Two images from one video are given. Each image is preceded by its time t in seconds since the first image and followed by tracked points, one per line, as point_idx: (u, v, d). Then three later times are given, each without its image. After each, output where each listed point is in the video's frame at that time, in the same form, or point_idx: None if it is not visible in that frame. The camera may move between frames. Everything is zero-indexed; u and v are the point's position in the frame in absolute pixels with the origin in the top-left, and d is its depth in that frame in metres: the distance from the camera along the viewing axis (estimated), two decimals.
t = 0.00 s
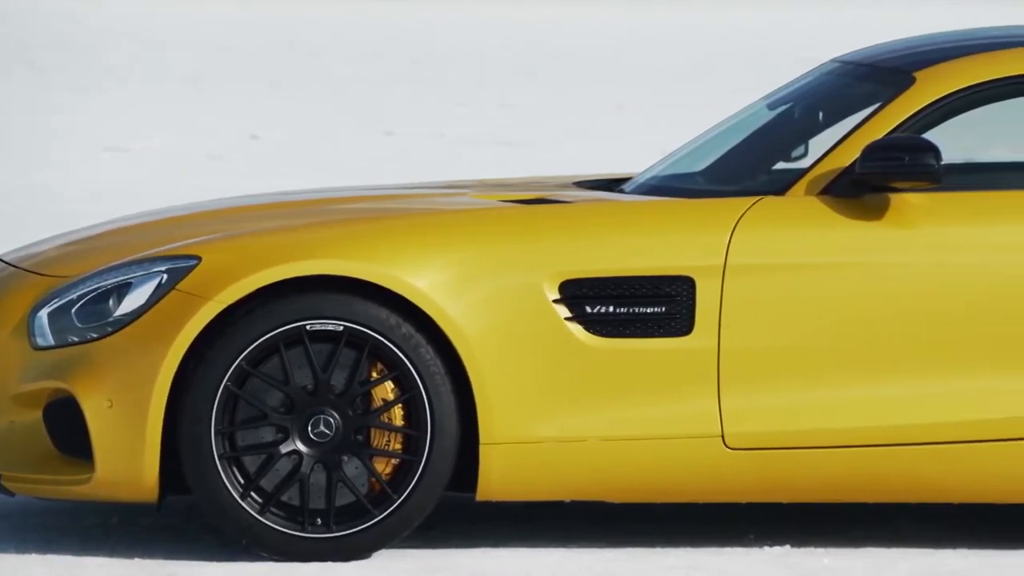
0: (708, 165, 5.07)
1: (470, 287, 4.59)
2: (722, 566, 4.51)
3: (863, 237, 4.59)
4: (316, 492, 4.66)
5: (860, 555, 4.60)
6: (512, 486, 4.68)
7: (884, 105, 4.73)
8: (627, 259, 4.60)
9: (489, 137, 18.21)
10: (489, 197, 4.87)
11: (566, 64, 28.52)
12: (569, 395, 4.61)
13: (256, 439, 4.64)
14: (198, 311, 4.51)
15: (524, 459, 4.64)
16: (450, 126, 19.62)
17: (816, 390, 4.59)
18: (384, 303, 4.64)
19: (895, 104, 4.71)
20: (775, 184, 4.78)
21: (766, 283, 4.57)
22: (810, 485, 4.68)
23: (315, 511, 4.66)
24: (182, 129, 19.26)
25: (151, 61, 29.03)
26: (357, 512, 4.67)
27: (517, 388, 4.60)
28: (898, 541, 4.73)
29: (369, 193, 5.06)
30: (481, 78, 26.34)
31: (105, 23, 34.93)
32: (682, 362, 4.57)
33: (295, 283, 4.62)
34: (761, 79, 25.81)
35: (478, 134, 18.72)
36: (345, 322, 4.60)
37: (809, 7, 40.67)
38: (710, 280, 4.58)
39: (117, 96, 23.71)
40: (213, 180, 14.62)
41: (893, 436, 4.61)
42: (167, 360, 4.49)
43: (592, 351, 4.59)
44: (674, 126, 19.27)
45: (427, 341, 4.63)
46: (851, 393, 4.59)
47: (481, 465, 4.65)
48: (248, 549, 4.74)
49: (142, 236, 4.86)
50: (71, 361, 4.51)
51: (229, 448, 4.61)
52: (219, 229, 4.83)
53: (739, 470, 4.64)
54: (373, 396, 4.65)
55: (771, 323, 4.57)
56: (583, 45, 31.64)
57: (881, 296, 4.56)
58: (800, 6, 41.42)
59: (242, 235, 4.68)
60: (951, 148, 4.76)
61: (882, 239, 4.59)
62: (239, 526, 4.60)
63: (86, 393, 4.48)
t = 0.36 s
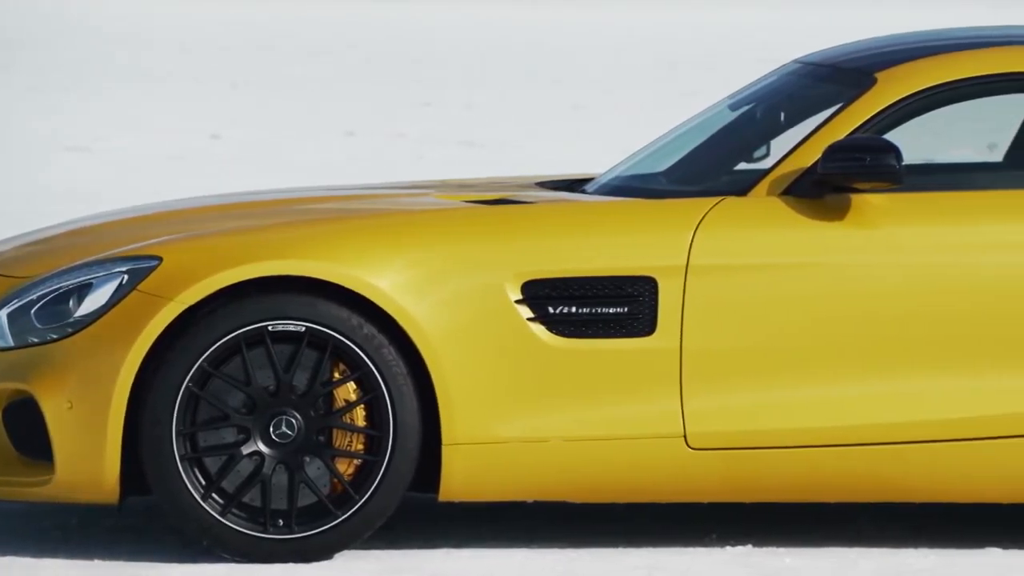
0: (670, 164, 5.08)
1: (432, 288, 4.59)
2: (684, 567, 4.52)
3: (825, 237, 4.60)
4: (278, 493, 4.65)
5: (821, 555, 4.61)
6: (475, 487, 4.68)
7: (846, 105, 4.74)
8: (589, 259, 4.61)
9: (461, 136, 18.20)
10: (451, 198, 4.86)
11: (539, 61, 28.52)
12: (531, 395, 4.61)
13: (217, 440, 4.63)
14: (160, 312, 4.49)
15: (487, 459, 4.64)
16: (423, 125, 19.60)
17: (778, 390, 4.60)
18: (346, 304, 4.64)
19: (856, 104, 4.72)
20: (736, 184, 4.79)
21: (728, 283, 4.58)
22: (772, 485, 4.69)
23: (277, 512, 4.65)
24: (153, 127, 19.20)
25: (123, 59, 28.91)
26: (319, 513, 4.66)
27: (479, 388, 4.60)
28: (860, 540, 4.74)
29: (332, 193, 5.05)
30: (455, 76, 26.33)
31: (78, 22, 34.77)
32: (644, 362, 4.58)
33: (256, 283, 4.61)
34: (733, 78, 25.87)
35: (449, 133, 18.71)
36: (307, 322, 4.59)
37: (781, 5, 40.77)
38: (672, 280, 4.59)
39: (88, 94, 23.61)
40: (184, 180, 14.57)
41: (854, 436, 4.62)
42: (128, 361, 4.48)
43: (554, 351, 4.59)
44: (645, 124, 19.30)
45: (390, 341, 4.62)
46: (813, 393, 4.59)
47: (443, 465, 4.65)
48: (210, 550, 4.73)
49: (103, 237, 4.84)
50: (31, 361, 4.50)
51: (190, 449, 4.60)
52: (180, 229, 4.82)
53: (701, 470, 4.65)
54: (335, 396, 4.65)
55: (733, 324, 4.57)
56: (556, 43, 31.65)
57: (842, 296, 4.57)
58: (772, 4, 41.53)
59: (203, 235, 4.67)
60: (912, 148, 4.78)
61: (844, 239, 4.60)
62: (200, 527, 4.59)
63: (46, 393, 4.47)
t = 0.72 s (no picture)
0: (636, 165, 5.08)
1: (397, 288, 4.59)
2: (649, 566, 4.52)
3: (790, 237, 4.61)
4: (243, 494, 4.65)
5: (786, 554, 4.62)
6: (441, 486, 4.68)
7: (811, 105, 4.75)
8: (555, 259, 4.61)
9: (438, 138, 18.20)
10: (416, 197, 4.86)
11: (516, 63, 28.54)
12: (497, 395, 4.60)
13: (182, 440, 4.62)
14: (124, 312, 4.49)
15: (452, 460, 4.64)
16: (400, 127, 19.59)
17: (743, 389, 4.60)
18: (311, 304, 4.63)
19: (822, 104, 4.73)
20: (701, 184, 4.79)
21: (694, 283, 4.59)
22: (737, 485, 4.69)
23: (241, 512, 4.65)
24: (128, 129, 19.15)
25: (100, 60, 28.82)
26: (284, 514, 4.66)
27: (445, 388, 4.60)
28: (825, 539, 4.75)
29: (299, 193, 5.04)
30: (433, 78, 26.33)
31: (54, 23, 34.67)
32: (609, 362, 4.58)
33: (221, 283, 4.60)
34: (709, 80, 25.92)
35: (424, 135, 18.70)
36: (273, 323, 4.58)
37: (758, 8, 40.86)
38: (637, 280, 4.59)
39: (64, 95, 23.54)
40: (159, 181, 14.53)
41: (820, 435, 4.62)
42: (92, 361, 4.47)
43: (520, 351, 4.59)
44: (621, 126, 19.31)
45: (355, 341, 4.62)
46: (778, 393, 4.60)
47: (409, 465, 4.65)
48: (174, 551, 4.73)
49: (67, 237, 4.83)
50: None
51: (155, 449, 4.59)
52: (145, 229, 4.81)
53: (667, 470, 4.65)
54: (301, 397, 4.64)
55: (699, 324, 4.58)
56: (533, 45, 31.66)
57: (808, 297, 4.58)
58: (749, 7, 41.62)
59: (168, 235, 4.66)
60: (877, 148, 4.78)
61: (810, 239, 4.60)
62: (165, 528, 4.58)
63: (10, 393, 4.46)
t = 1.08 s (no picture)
0: (601, 164, 5.08)
1: (361, 288, 4.58)
2: (614, 566, 4.53)
3: (754, 237, 4.61)
4: (207, 494, 4.64)
5: (751, 553, 4.63)
6: (406, 486, 4.67)
7: (775, 105, 4.76)
8: (520, 259, 4.61)
9: (410, 138, 18.18)
10: (380, 197, 4.86)
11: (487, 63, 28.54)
12: (462, 395, 4.60)
13: (145, 441, 4.62)
14: (86, 312, 4.47)
15: (417, 460, 4.64)
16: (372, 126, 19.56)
17: (707, 389, 4.61)
18: (275, 304, 4.62)
19: (786, 104, 4.73)
20: (666, 184, 4.80)
21: (659, 283, 4.59)
22: (702, 485, 4.70)
23: (205, 513, 4.64)
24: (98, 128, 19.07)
25: (70, 58, 28.70)
26: (248, 514, 4.65)
27: (410, 388, 4.60)
28: (789, 539, 4.76)
29: (263, 193, 5.03)
30: (404, 77, 26.30)
31: (24, 21, 34.51)
32: (574, 362, 4.58)
33: (184, 283, 4.59)
34: (680, 80, 25.97)
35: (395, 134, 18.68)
36: (237, 323, 4.57)
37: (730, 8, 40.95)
38: (602, 280, 4.59)
39: (33, 94, 23.43)
40: (130, 180, 14.48)
41: (786, 435, 4.63)
42: (55, 362, 4.46)
43: (485, 351, 4.59)
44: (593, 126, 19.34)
45: (320, 341, 4.61)
46: (743, 393, 4.61)
47: (374, 465, 4.65)
48: (137, 552, 4.71)
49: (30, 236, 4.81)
50: None
51: (118, 450, 4.58)
52: (108, 229, 4.79)
53: (632, 470, 4.65)
54: (265, 397, 4.63)
55: (664, 324, 4.58)
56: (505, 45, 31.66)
57: (773, 296, 4.58)
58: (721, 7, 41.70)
59: (131, 235, 4.64)
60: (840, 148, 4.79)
61: (774, 239, 4.61)
62: (128, 529, 4.57)
63: None
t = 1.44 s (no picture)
0: (566, 164, 5.08)
1: (327, 288, 4.57)
2: (580, 565, 4.53)
3: (720, 237, 4.61)
4: (172, 495, 4.63)
5: (716, 552, 4.64)
6: (372, 487, 4.67)
7: (741, 105, 4.76)
8: (486, 259, 4.61)
9: (385, 138, 18.17)
10: (346, 197, 4.85)
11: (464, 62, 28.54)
12: (428, 395, 4.60)
13: (110, 442, 4.60)
14: (50, 312, 4.46)
15: (383, 460, 4.63)
16: (348, 126, 19.54)
17: (674, 389, 4.61)
18: (241, 304, 4.61)
19: (752, 104, 4.74)
20: (632, 185, 4.80)
21: (625, 283, 4.59)
22: (669, 484, 4.70)
23: (170, 514, 4.63)
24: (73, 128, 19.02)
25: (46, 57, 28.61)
26: (214, 515, 4.64)
27: (376, 388, 4.59)
28: (754, 538, 4.77)
29: (229, 193, 5.02)
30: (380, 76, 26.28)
31: None
32: (540, 362, 4.58)
33: (150, 283, 4.58)
34: (656, 80, 26.00)
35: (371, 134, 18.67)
36: (202, 323, 4.56)
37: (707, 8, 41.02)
38: (568, 280, 4.59)
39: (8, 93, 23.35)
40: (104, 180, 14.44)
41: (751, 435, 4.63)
42: (19, 362, 4.45)
43: (451, 351, 4.59)
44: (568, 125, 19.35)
45: (285, 342, 4.60)
46: (709, 392, 4.61)
47: (340, 466, 4.64)
48: (102, 552, 4.70)
49: None
50: None
51: (82, 450, 4.57)
52: (73, 228, 4.77)
53: (598, 470, 4.65)
54: (230, 397, 4.62)
55: (630, 324, 4.58)
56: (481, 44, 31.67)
57: (739, 296, 4.58)
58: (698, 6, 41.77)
59: (96, 235, 4.63)
60: (807, 146, 4.80)
61: (740, 238, 4.61)
62: (92, 530, 4.56)
63: None
